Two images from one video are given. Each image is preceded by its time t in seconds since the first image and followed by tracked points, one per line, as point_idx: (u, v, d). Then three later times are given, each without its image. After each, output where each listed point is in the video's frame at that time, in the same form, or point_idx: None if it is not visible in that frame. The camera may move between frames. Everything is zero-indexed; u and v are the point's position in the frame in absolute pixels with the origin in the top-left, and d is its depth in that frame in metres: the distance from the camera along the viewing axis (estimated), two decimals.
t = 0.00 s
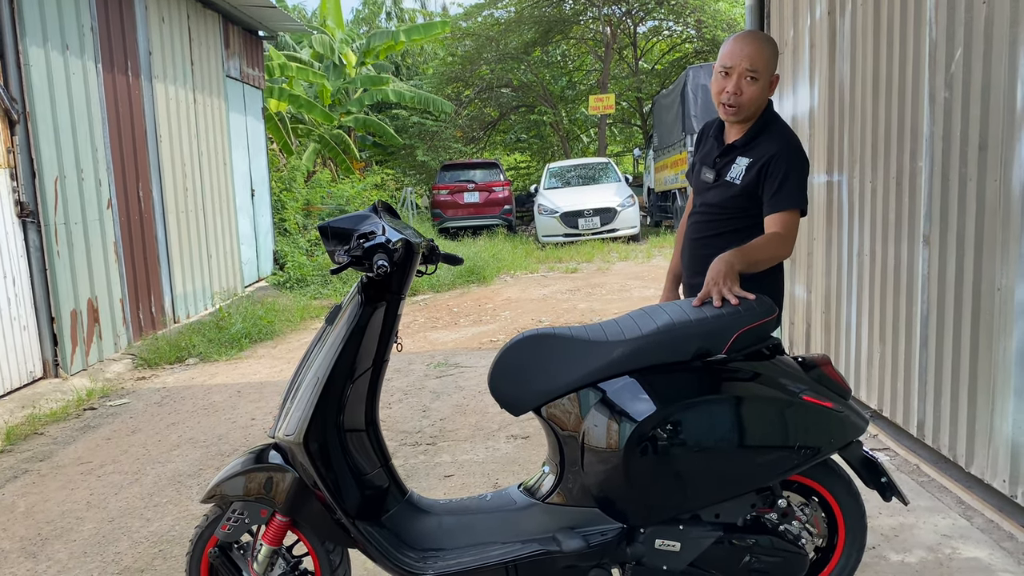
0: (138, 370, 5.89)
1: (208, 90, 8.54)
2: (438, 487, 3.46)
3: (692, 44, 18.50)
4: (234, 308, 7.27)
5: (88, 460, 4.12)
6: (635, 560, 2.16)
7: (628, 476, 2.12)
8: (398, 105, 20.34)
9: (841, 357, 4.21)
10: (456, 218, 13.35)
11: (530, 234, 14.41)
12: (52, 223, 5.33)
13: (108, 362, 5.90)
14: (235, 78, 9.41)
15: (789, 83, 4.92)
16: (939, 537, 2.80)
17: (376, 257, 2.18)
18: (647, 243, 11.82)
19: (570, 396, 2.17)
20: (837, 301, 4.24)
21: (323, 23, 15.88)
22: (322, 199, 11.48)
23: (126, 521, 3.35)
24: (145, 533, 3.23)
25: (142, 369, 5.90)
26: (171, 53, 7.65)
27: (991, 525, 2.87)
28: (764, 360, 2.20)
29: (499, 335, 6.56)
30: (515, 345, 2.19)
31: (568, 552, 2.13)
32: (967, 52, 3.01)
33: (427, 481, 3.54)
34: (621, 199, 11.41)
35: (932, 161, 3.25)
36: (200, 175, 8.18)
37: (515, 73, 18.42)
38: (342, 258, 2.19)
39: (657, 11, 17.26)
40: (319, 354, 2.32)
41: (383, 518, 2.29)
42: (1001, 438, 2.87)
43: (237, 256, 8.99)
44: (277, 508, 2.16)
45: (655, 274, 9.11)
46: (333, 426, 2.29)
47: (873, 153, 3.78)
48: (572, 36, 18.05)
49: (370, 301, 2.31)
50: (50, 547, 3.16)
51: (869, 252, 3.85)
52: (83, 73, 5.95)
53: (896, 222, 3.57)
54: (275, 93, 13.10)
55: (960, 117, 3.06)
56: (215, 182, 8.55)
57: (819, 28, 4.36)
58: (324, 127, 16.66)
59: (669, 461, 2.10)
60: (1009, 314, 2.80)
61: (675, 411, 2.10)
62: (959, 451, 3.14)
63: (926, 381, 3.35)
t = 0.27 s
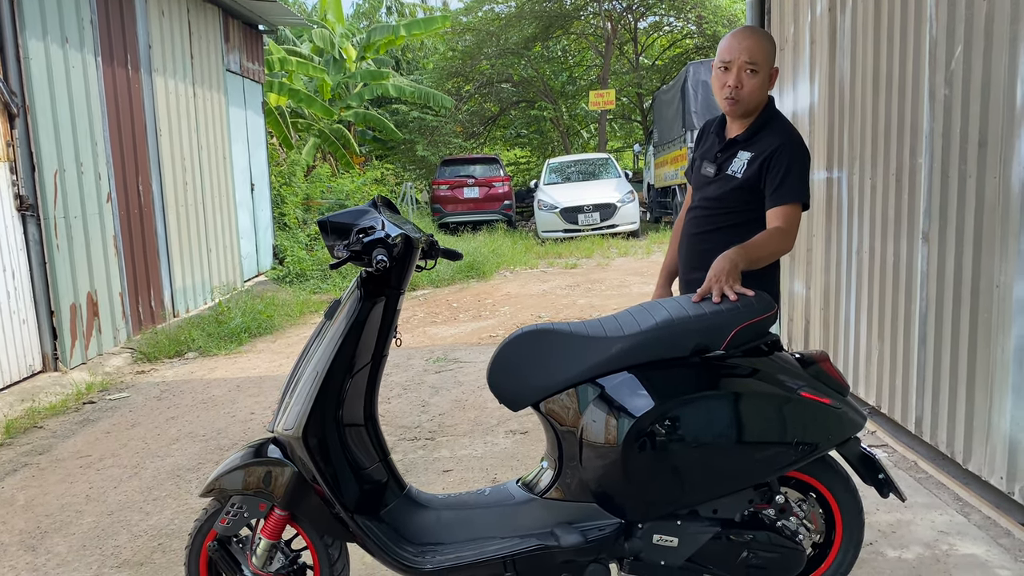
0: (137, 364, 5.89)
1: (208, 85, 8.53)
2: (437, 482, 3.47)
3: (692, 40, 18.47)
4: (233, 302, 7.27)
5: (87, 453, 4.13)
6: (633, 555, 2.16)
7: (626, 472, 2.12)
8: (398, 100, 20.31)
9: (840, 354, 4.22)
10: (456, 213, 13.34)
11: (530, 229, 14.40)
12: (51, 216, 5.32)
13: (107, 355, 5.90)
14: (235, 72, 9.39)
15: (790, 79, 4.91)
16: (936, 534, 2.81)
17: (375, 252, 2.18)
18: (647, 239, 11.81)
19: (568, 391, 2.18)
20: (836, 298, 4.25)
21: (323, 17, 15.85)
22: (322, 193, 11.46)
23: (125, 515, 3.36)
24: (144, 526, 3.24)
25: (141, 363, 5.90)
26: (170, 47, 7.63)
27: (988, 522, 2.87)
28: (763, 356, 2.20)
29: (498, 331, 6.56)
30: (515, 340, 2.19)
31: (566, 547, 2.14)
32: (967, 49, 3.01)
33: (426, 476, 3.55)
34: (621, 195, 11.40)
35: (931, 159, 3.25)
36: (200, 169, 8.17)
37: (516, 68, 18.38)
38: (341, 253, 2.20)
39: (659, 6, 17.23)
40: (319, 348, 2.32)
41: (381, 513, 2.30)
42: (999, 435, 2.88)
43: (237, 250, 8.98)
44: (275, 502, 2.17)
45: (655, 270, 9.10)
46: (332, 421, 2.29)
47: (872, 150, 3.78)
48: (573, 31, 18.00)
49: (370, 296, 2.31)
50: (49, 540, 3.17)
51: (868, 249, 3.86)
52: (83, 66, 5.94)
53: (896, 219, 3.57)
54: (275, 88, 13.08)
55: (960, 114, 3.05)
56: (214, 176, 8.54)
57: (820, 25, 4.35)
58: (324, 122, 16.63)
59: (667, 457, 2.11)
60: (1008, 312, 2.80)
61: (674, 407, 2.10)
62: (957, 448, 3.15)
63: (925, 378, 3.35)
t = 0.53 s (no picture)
0: (137, 355, 5.89)
1: (207, 76, 8.50)
2: (436, 474, 3.47)
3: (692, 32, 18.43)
4: (233, 294, 7.27)
5: (87, 445, 4.13)
6: (633, 546, 2.17)
7: (626, 463, 2.13)
8: (397, 92, 20.25)
9: (839, 347, 4.22)
10: (455, 206, 13.33)
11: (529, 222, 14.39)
12: (50, 208, 5.31)
13: (107, 347, 5.90)
14: (234, 63, 9.36)
15: (790, 72, 4.90)
16: (935, 526, 2.82)
17: (376, 243, 2.18)
18: (646, 232, 11.81)
19: (568, 383, 2.18)
20: (836, 291, 4.25)
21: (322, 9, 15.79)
22: (321, 185, 11.44)
23: (125, 506, 3.37)
24: (144, 518, 3.25)
25: (140, 355, 5.90)
26: (169, 38, 7.60)
27: (986, 514, 2.89)
28: (762, 349, 2.20)
29: (497, 324, 6.56)
30: (515, 332, 2.20)
31: (566, 538, 2.14)
32: (968, 42, 3.00)
33: (425, 468, 3.55)
34: (620, 188, 11.39)
35: (932, 152, 3.25)
36: (199, 161, 8.15)
37: (516, 60, 18.32)
38: (341, 244, 2.19)
39: None
40: (319, 340, 2.32)
41: (381, 504, 2.30)
42: (998, 428, 2.89)
43: (236, 242, 8.97)
44: (275, 494, 2.18)
45: (654, 263, 9.10)
46: (332, 412, 2.30)
47: (873, 143, 3.78)
48: (573, 23, 17.93)
49: (370, 288, 2.30)
50: (49, 531, 3.18)
51: (868, 242, 3.86)
52: (82, 57, 5.92)
53: (896, 212, 3.57)
54: (274, 79, 13.04)
55: (961, 108, 3.05)
56: (213, 168, 8.52)
57: (821, 17, 4.34)
58: (323, 114, 16.59)
59: (667, 448, 2.11)
60: (1007, 306, 2.80)
61: (673, 399, 2.11)
62: (955, 441, 3.16)
63: (923, 372, 3.36)
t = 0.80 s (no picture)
0: (136, 347, 5.90)
1: (206, 67, 8.47)
2: (436, 465, 3.48)
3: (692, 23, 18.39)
4: (232, 286, 7.26)
5: (87, 436, 4.14)
6: (632, 537, 2.17)
7: (625, 454, 2.14)
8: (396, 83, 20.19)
9: (838, 338, 4.23)
10: (454, 198, 13.31)
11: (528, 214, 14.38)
12: (49, 199, 5.30)
13: (106, 339, 5.90)
14: (232, 54, 9.33)
15: (790, 63, 4.89)
16: (933, 517, 2.83)
17: (377, 236, 2.18)
18: (645, 224, 11.80)
19: (568, 375, 2.18)
20: (835, 283, 4.25)
21: None
22: (320, 176, 11.41)
23: (126, 497, 3.37)
24: (145, 509, 3.26)
25: (140, 347, 5.91)
26: (168, 29, 7.57)
27: (984, 505, 2.90)
28: (762, 341, 2.21)
29: (497, 315, 6.57)
30: (515, 324, 2.20)
31: (566, 529, 2.15)
32: (968, 33, 2.99)
33: (425, 459, 3.57)
34: (619, 179, 11.38)
35: (932, 143, 3.24)
36: (198, 153, 8.13)
37: (515, 51, 18.24)
38: (341, 237, 2.20)
39: None
40: (319, 333, 2.32)
41: (382, 495, 2.31)
42: (996, 419, 2.90)
43: (235, 234, 8.96)
44: (276, 484, 2.19)
45: (653, 255, 9.10)
46: (332, 404, 2.30)
47: (873, 134, 3.77)
48: (572, 13, 17.85)
49: (370, 280, 2.30)
50: (50, 522, 3.18)
51: (868, 233, 3.86)
52: (80, 48, 5.90)
53: (896, 203, 3.57)
54: (272, 70, 13.00)
55: (961, 98, 3.05)
56: (212, 159, 8.50)
57: (821, 8, 4.33)
58: (321, 105, 16.55)
59: (666, 439, 2.12)
60: (1006, 297, 2.81)
61: (673, 390, 2.12)
62: (954, 432, 3.17)
63: (922, 363, 3.37)
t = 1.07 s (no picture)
0: (135, 340, 5.90)
1: (203, 60, 8.44)
2: (436, 457, 3.50)
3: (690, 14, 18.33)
4: (230, 279, 7.26)
5: (87, 430, 4.15)
6: (630, 529, 2.18)
7: (624, 446, 2.15)
8: (394, 74, 20.13)
9: (836, 330, 4.24)
10: (452, 190, 13.30)
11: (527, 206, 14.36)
12: (47, 192, 5.30)
13: (105, 332, 5.91)
14: (229, 46, 9.29)
15: (789, 54, 4.88)
16: (930, 508, 2.85)
17: (375, 229, 2.18)
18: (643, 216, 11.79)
19: (567, 367, 2.19)
20: (833, 274, 4.26)
21: None
22: (318, 168, 11.38)
23: (126, 490, 3.39)
24: (145, 502, 3.27)
25: (139, 340, 5.91)
26: (165, 21, 7.54)
27: (981, 496, 2.91)
28: (760, 333, 2.21)
29: (495, 308, 6.57)
30: (514, 317, 2.21)
31: (565, 520, 2.16)
32: (967, 24, 2.99)
33: (425, 451, 3.58)
34: (618, 171, 11.36)
35: (930, 134, 3.24)
36: (195, 145, 8.12)
37: (513, 43, 18.17)
38: (340, 230, 2.20)
39: None
40: (319, 326, 2.32)
41: (382, 488, 2.32)
42: (993, 410, 2.91)
43: (233, 227, 8.95)
44: (277, 477, 2.20)
45: (652, 247, 9.10)
46: (332, 397, 2.31)
47: (871, 125, 3.77)
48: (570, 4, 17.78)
49: (369, 274, 2.31)
50: (51, 515, 3.19)
51: (866, 225, 3.86)
52: (77, 40, 5.87)
53: (894, 195, 3.57)
54: (269, 62, 12.95)
55: (959, 90, 3.05)
56: (210, 152, 8.48)
57: None
58: (319, 97, 16.50)
59: (665, 431, 2.13)
60: (1003, 289, 2.81)
61: (672, 382, 2.12)
62: (951, 423, 3.18)
63: (920, 354, 3.38)
